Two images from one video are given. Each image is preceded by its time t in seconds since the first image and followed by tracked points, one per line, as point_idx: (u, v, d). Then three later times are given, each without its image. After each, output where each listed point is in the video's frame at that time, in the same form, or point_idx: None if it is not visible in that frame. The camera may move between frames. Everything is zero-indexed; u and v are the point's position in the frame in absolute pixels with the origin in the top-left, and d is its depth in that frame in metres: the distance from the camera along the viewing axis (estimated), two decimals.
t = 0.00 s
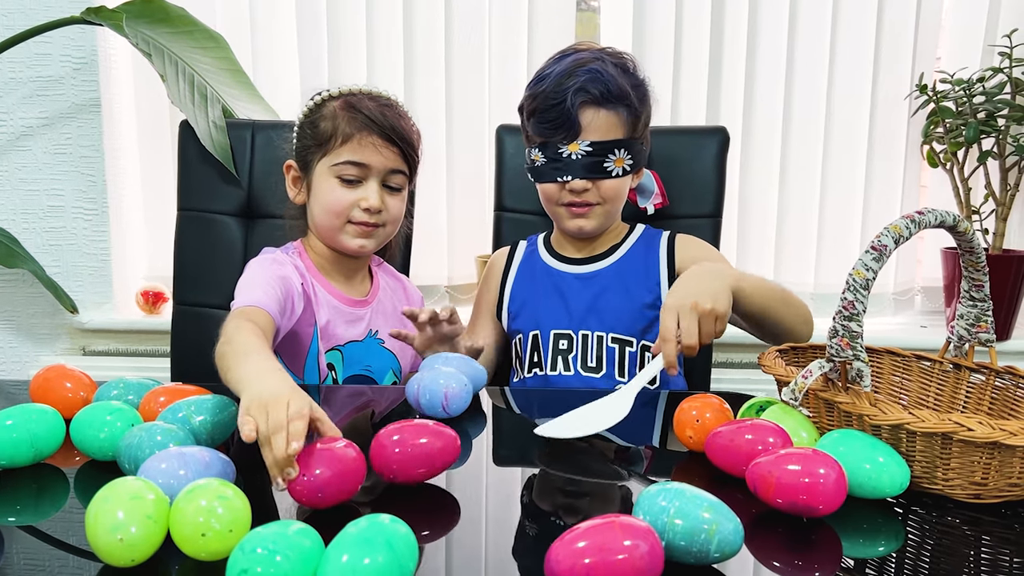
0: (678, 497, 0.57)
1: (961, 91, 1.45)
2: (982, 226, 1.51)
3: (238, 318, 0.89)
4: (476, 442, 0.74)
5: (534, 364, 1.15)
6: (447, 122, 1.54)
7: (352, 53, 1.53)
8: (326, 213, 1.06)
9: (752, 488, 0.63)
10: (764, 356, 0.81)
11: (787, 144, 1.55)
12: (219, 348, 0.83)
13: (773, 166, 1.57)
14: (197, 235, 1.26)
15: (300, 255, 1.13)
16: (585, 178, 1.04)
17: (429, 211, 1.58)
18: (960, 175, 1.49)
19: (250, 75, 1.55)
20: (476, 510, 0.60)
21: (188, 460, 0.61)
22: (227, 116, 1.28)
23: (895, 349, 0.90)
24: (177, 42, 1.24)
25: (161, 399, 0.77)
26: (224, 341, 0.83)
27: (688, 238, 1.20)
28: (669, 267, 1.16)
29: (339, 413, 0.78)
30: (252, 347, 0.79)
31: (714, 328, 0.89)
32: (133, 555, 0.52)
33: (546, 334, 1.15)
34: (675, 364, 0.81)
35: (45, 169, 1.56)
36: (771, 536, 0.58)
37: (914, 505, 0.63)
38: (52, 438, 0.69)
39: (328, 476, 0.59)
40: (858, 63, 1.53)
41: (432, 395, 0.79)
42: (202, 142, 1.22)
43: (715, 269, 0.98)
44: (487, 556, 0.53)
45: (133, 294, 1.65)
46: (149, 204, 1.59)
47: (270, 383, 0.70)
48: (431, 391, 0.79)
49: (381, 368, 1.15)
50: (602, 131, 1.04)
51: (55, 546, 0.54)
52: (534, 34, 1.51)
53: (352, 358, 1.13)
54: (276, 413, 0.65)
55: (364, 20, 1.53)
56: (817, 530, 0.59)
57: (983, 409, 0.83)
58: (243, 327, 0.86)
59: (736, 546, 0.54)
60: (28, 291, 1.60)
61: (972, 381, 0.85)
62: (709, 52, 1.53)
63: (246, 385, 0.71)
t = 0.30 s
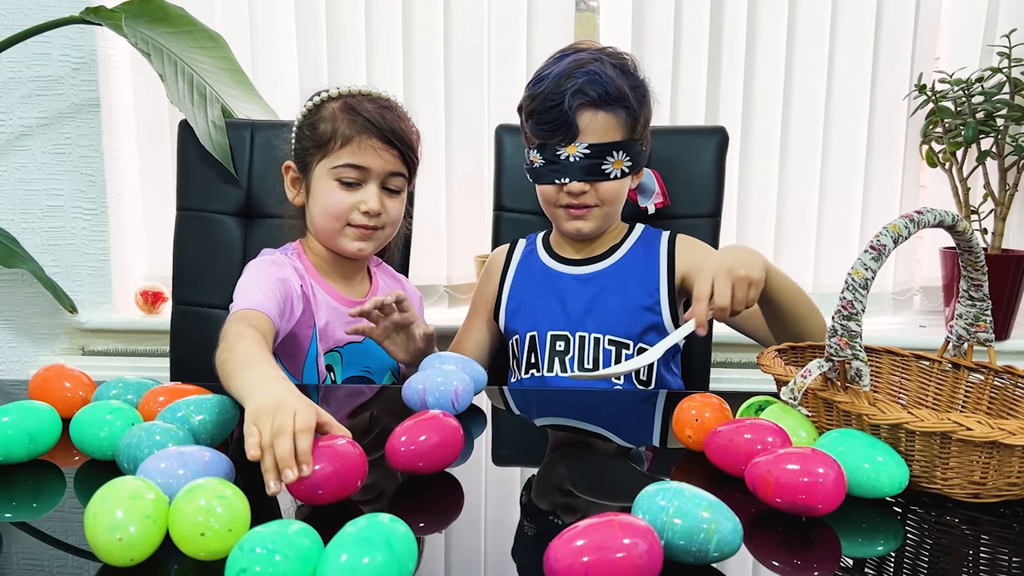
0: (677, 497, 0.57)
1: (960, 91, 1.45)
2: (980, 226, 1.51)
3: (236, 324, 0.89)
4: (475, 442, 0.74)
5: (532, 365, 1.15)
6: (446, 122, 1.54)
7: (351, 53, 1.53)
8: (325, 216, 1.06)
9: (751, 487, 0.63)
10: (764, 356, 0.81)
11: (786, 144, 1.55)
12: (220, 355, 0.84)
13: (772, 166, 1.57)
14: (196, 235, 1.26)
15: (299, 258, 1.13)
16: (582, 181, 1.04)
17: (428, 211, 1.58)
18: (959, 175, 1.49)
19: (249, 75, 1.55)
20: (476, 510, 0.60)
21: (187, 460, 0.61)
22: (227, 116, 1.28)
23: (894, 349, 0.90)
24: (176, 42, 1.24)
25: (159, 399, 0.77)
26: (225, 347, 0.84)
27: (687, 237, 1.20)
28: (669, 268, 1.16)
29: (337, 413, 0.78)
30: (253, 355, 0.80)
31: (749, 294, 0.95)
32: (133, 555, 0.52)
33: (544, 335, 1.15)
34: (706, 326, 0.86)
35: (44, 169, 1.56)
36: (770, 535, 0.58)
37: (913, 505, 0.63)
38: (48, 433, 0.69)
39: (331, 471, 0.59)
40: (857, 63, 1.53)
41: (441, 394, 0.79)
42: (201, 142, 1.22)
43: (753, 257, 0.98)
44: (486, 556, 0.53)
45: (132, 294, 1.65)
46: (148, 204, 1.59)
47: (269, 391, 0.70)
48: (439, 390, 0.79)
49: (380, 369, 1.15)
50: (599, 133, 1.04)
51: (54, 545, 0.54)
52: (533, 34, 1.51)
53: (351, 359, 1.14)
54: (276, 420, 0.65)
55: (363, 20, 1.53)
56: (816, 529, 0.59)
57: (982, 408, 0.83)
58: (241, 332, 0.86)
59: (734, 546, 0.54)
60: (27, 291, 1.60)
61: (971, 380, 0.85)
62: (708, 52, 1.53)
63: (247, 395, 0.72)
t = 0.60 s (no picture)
0: (677, 497, 0.57)
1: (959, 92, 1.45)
2: (980, 226, 1.51)
3: (238, 323, 0.89)
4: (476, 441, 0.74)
5: (536, 364, 1.14)
6: (446, 122, 1.54)
7: (351, 53, 1.53)
8: (324, 219, 1.06)
9: (751, 487, 0.63)
10: (763, 356, 0.81)
11: (785, 144, 1.55)
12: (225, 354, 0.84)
13: (771, 166, 1.57)
14: (196, 235, 1.26)
15: (298, 258, 1.13)
16: (589, 183, 1.04)
17: (428, 212, 1.58)
18: (958, 176, 1.49)
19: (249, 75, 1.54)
20: (476, 510, 0.60)
21: (187, 460, 0.61)
22: (226, 116, 1.28)
23: (894, 349, 0.90)
24: (176, 42, 1.24)
25: (158, 399, 0.77)
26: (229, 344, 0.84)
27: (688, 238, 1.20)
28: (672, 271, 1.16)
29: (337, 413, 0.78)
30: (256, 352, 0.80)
31: (772, 277, 0.91)
32: (133, 555, 0.52)
33: (549, 333, 1.15)
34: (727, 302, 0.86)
35: (43, 169, 1.56)
36: (770, 535, 0.58)
37: (912, 505, 0.63)
38: (49, 434, 0.69)
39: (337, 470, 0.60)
40: (857, 63, 1.53)
41: (446, 395, 0.79)
42: (201, 142, 1.22)
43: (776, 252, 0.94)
44: (486, 556, 0.53)
45: (131, 294, 1.65)
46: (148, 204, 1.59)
47: (275, 390, 0.71)
48: (444, 392, 0.79)
49: (379, 369, 1.15)
50: (604, 135, 1.04)
51: (54, 546, 0.54)
52: (532, 34, 1.51)
53: (351, 359, 1.13)
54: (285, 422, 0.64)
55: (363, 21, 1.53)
56: (816, 529, 0.59)
57: (982, 408, 0.83)
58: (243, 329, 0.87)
59: (734, 546, 0.54)
60: (26, 292, 1.60)
61: (970, 381, 0.85)
62: (707, 53, 1.53)
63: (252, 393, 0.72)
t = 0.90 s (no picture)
0: (675, 497, 0.57)
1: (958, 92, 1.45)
2: (978, 226, 1.51)
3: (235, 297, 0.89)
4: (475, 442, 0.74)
5: (536, 363, 1.14)
6: (444, 122, 1.54)
7: (350, 53, 1.53)
8: (321, 214, 1.06)
9: (749, 488, 0.63)
10: (761, 356, 0.81)
11: (784, 144, 1.55)
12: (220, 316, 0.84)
13: (770, 166, 1.57)
14: (195, 235, 1.26)
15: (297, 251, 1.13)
16: (584, 188, 1.04)
17: (427, 212, 1.58)
18: (957, 176, 1.49)
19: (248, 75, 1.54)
20: (474, 511, 0.60)
21: (186, 460, 0.61)
22: (226, 116, 1.28)
23: (892, 349, 0.90)
24: (175, 42, 1.24)
25: (157, 399, 0.77)
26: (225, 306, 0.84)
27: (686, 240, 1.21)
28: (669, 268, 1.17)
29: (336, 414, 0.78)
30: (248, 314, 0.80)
31: (687, 340, 0.87)
32: (132, 555, 0.52)
33: (549, 333, 1.15)
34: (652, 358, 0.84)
35: (42, 169, 1.56)
36: (768, 535, 0.58)
37: (911, 505, 0.63)
38: (48, 437, 0.69)
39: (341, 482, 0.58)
40: (856, 63, 1.53)
41: (442, 394, 0.79)
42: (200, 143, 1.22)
43: (704, 282, 0.96)
44: (484, 557, 0.53)
45: (130, 294, 1.65)
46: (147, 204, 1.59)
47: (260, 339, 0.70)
48: (440, 390, 0.79)
49: (377, 365, 1.15)
50: (598, 143, 1.04)
51: (52, 546, 0.54)
52: (531, 35, 1.51)
53: (349, 353, 1.13)
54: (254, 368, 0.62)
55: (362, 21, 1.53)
56: (814, 530, 0.59)
57: (980, 408, 0.83)
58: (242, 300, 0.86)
59: (732, 545, 0.54)
60: (25, 292, 1.60)
61: (968, 381, 0.85)
62: (706, 53, 1.53)
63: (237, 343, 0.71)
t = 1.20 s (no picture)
0: (674, 498, 0.57)
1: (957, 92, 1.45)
2: (978, 227, 1.51)
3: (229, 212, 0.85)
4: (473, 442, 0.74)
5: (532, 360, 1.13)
6: (444, 122, 1.54)
7: (350, 54, 1.53)
8: (315, 220, 1.06)
9: (748, 488, 0.63)
10: (760, 356, 0.81)
11: (783, 144, 1.55)
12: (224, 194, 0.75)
13: (769, 166, 1.57)
14: (194, 235, 1.26)
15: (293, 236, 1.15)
16: (585, 190, 1.04)
17: (426, 212, 1.58)
18: (956, 176, 1.49)
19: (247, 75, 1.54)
20: (474, 511, 0.60)
21: (185, 461, 0.61)
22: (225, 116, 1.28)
23: (891, 349, 0.90)
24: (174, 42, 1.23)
25: (156, 399, 0.77)
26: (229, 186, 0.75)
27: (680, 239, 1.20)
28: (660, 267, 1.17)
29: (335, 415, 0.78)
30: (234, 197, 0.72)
31: (595, 356, 0.82)
32: (131, 556, 0.52)
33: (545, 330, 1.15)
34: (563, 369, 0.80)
35: (41, 170, 1.56)
36: (768, 536, 0.58)
37: (910, 506, 0.63)
38: (48, 437, 0.69)
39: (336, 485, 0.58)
40: (855, 63, 1.53)
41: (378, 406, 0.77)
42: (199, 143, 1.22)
43: (620, 294, 0.91)
44: (484, 558, 0.53)
45: (129, 295, 1.65)
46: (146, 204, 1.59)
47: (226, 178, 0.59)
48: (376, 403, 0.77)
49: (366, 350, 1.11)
50: (602, 143, 1.04)
51: (51, 546, 0.54)
52: (530, 35, 1.51)
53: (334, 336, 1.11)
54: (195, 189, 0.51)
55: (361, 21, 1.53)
56: (813, 530, 0.59)
57: (979, 408, 0.83)
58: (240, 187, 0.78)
59: (731, 546, 0.54)
60: (24, 292, 1.60)
61: (968, 381, 0.85)
62: (705, 53, 1.53)
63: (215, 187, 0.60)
